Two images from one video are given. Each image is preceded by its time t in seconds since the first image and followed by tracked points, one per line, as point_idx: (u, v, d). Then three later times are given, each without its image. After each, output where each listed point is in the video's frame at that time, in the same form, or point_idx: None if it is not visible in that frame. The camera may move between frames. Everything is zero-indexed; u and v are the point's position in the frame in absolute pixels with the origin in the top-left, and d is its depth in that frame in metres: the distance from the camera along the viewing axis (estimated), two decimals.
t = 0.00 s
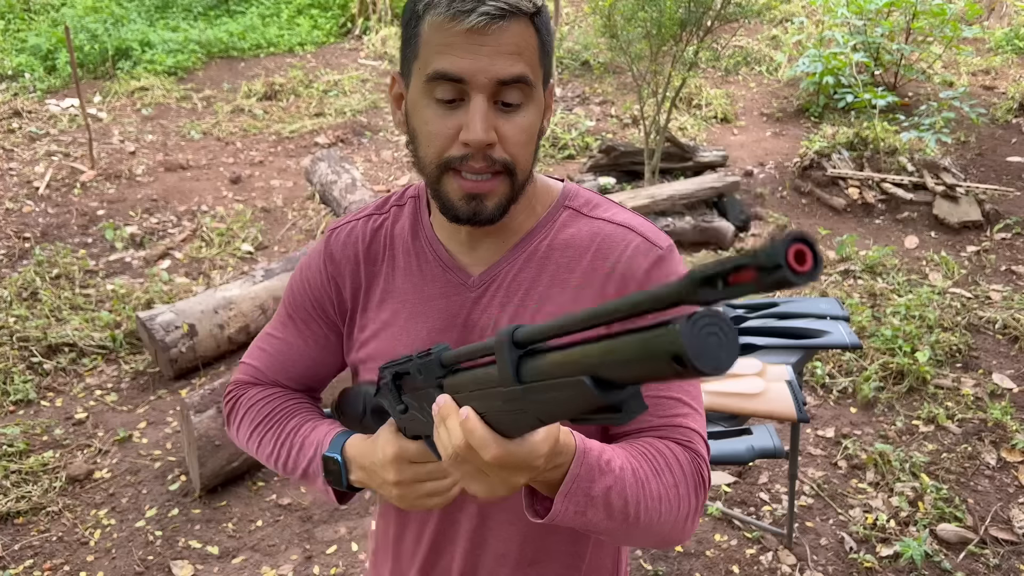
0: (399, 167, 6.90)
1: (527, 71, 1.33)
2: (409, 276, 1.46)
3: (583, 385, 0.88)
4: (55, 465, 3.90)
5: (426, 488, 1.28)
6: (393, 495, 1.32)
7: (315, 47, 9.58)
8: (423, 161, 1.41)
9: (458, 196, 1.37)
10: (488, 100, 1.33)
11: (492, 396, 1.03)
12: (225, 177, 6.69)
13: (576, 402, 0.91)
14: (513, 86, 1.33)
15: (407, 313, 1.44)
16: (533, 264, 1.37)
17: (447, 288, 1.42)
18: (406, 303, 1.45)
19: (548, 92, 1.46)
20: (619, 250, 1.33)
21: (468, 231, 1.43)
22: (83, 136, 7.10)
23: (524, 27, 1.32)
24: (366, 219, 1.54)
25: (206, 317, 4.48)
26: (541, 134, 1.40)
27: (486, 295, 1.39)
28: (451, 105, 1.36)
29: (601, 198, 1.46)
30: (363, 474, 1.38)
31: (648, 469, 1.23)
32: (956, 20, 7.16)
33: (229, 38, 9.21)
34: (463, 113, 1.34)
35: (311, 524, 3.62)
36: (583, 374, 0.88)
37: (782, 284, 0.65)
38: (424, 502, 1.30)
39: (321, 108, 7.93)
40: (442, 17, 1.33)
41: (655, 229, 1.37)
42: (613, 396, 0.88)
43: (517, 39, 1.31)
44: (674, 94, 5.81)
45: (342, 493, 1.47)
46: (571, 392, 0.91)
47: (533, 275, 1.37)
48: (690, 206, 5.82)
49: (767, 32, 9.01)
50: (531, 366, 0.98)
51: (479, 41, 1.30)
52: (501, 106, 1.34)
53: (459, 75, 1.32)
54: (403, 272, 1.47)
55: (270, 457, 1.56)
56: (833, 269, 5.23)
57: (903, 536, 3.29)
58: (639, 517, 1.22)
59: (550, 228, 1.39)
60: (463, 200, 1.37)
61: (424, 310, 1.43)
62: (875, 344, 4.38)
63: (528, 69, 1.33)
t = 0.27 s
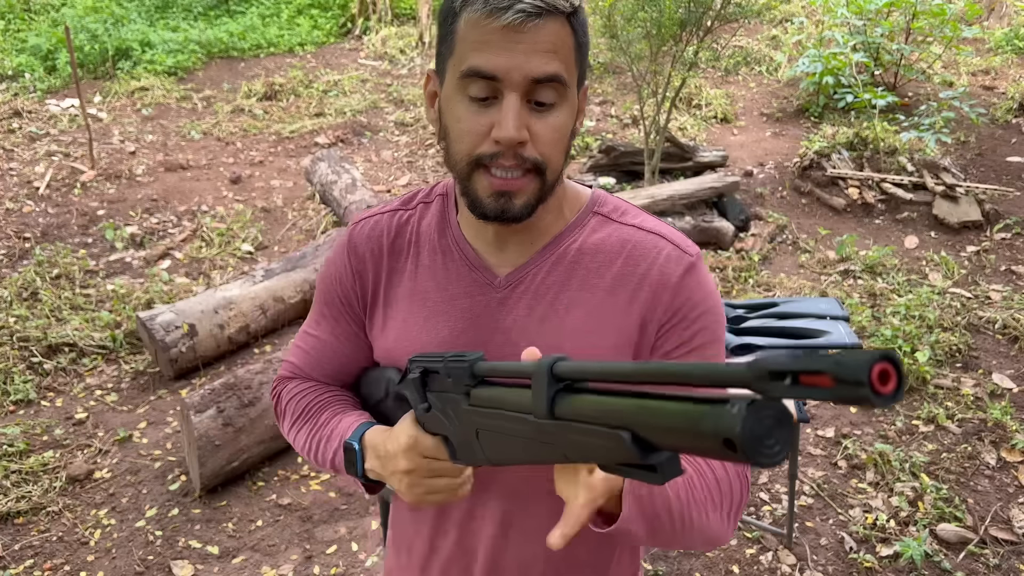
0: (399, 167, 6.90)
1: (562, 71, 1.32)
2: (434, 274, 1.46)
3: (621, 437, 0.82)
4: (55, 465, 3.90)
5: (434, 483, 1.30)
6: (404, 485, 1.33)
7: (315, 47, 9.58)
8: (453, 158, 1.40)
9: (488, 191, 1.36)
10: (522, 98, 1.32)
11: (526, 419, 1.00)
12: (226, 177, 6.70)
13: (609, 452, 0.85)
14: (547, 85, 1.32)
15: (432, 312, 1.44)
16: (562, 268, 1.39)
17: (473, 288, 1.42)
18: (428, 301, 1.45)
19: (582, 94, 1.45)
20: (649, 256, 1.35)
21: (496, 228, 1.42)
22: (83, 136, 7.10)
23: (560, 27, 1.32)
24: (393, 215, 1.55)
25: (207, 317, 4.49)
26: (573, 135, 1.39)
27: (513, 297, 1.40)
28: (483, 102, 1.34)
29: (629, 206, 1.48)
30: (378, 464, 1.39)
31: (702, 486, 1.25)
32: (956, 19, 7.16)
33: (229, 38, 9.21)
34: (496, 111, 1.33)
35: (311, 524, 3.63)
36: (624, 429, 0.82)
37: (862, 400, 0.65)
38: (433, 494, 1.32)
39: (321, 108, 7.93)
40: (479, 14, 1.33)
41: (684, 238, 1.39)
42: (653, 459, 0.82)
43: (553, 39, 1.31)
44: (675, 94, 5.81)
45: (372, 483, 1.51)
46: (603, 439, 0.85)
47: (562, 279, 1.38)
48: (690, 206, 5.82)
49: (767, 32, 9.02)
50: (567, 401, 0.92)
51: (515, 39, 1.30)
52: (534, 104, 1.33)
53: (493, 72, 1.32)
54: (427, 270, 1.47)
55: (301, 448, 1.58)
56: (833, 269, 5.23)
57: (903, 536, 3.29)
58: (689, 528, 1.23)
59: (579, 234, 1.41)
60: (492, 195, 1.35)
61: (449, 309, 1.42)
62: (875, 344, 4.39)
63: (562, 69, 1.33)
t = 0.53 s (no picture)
0: (399, 167, 6.90)
1: (578, 66, 1.33)
2: (449, 279, 1.46)
3: (650, 449, 0.77)
4: (55, 465, 3.90)
5: (443, 490, 1.31)
6: (416, 491, 1.34)
7: (315, 47, 9.58)
8: (471, 158, 1.39)
9: (507, 189, 1.33)
10: (540, 94, 1.32)
11: (552, 426, 0.95)
12: (225, 177, 6.70)
13: (639, 464, 0.80)
14: (564, 80, 1.33)
15: (448, 317, 1.44)
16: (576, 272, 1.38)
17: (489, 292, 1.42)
18: (443, 306, 1.45)
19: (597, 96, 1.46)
20: (665, 260, 1.33)
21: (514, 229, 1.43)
22: (83, 136, 7.11)
23: (573, 23, 1.34)
24: (408, 219, 1.55)
25: (207, 317, 4.49)
26: (590, 133, 1.39)
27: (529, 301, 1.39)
28: (501, 98, 1.34)
29: (645, 208, 1.47)
30: (391, 469, 1.40)
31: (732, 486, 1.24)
32: (956, 19, 7.16)
33: (229, 38, 9.21)
34: (515, 106, 1.32)
35: (311, 524, 3.63)
36: (656, 439, 0.77)
37: (919, 413, 0.60)
38: (445, 502, 1.32)
39: (321, 108, 7.94)
40: (495, 9, 1.34)
41: (701, 241, 1.38)
42: (684, 470, 0.77)
43: (568, 33, 1.32)
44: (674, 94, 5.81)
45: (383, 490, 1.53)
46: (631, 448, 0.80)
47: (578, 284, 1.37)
48: (690, 206, 5.83)
49: (767, 32, 9.02)
50: (595, 410, 0.87)
51: (531, 33, 1.31)
52: (552, 101, 1.33)
53: (511, 69, 1.32)
54: (441, 276, 1.47)
55: (318, 452, 1.61)
56: (833, 269, 5.23)
57: (902, 536, 3.29)
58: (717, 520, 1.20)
59: (595, 238, 1.39)
60: (512, 194, 1.33)
61: (467, 314, 1.42)
62: (875, 344, 4.39)
63: (578, 64, 1.33)
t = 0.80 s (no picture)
0: (399, 167, 6.90)
1: (588, 75, 1.33)
2: (457, 281, 1.46)
3: (653, 460, 0.77)
4: (55, 465, 3.90)
5: (451, 494, 1.31)
6: (422, 494, 1.34)
7: (314, 47, 9.58)
8: (480, 167, 1.40)
9: (516, 204, 1.36)
10: (550, 104, 1.32)
11: (557, 434, 0.96)
12: (225, 177, 6.70)
13: (643, 474, 0.80)
14: (575, 89, 1.33)
15: (457, 318, 1.44)
16: (585, 270, 1.37)
17: (497, 292, 1.42)
18: (453, 307, 1.45)
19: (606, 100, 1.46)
20: (671, 253, 1.33)
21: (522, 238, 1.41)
22: (83, 136, 7.11)
23: (584, 30, 1.33)
24: (416, 220, 1.55)
25: (207, 317, 4.49)
26: (599, 138, 1.40)
27: (538, 300, 1.39)
28: (511, 107, 1.35)
29: (651, 204, 1.47)
30: (398, 472, 1.41)
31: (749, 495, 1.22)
32: (956, 19, 7.15)
33: (229, 38, 9.21)
34: (524, 116, 1.33)
35: (311, 524, 3.63)
36: (658, 449, 0.78)
37: (920, 433, 0.61)
38: (451, 505, 1.33)
39: (321, 108, 7.94)
40: (505, 17, 1.33)
41: (708, 233, 1.38)
42: (686, 482, 0.77)
43: (578, 41, 1.32)
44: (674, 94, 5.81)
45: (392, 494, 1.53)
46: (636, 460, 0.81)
47: (587, 282, 1.37)
48: (690, 206, 5.83)
49: (767, 32, 9.01)
50: (599, 417, 0.89)
51: (542, 43, 1.31)
52: (562, 110, 1.33)
53: (521, 78, 1.32)
54: (450, 277, 1.47)
55: (327, 455, 1.62)
56: (833, 269, 5.23)
57: (902, 536, 3.29)
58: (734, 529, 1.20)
59: (602, 235, 1.39)
60: (522, 209, 1.35)
61: (476, 315, 1.42)
62: (875, 344, 4.39)
63: (588, 72, 1.33)
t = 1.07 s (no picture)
0: (399, 167, 6.90)
1: (576, 89, 1.31)
2: (461, 284, 1.46)
3: (642, 478, 0.79)
4: (55, 465, 3.90)
5: (451, 496, 1.32)
6: (422, 497, 1.34)
7: (314, 47, 9.59)
8: (474, 181, 1.41)
9: (509, 217, 1.35)
10: (538, 121, 1.32)
11: (550, 446, 0.97)
12: (225, 177, 6.70)
13: (634, 488, 0.82)
14: (563, 105, 1.32)
15: (459, 323, 1.44)
16: (589, 278, 1.37)
17: (499, 296, 1.42)
18: (455, 311, 1.45)
19: (602, 106, 1.43)
20: (678, 266, 1.33)
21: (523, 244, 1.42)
22: (83, 136, 7.11)
23: (572, 43, 1.30)
24: (421, 220, 1.55)
25: (207, 317, 4.49)
26: (595, 148, 1.39)
27: (540, 307, 1.39)
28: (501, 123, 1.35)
29: (658, 211, 1.47)
30: (399, 473, 1.42)
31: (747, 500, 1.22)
32: (956, 20, 7.16)
33: (229, 38, 9.21)
34: (513, 133, 1.33)
35: (311, 524, 3.63)
36: (643, 468, 0.79)
37: (892, 468, 0.62)
38: (450, 508, 1.33)
39: (321, 108, 7.94)
40: (488, 37, 1.32)
41: (715, 246, 1.37)
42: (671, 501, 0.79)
43: (566, 56, 1.30)
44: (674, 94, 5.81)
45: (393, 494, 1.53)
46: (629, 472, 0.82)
47: (590, 290, 1.37)
48: (690, 206, 5.83)
49: (767, 32, 9.02)
50: (590, 431, 0.91)
51: (527, 62, 1.29)
52: (551, 126, 1.32)
53: (507, 95, 1.31)
54: (453, 280, 1.47)
55: (330, 453, 1.63)
56: (833, 269, 5.23)
57: (902, 536, 3.29)
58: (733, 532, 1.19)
59: (607, 243, 1.38)
60: (514, 221, 1.35)
61: (478, 319, 1.42)
62: (875, 344, 4.39)
63: (578, 86, 1.32)
